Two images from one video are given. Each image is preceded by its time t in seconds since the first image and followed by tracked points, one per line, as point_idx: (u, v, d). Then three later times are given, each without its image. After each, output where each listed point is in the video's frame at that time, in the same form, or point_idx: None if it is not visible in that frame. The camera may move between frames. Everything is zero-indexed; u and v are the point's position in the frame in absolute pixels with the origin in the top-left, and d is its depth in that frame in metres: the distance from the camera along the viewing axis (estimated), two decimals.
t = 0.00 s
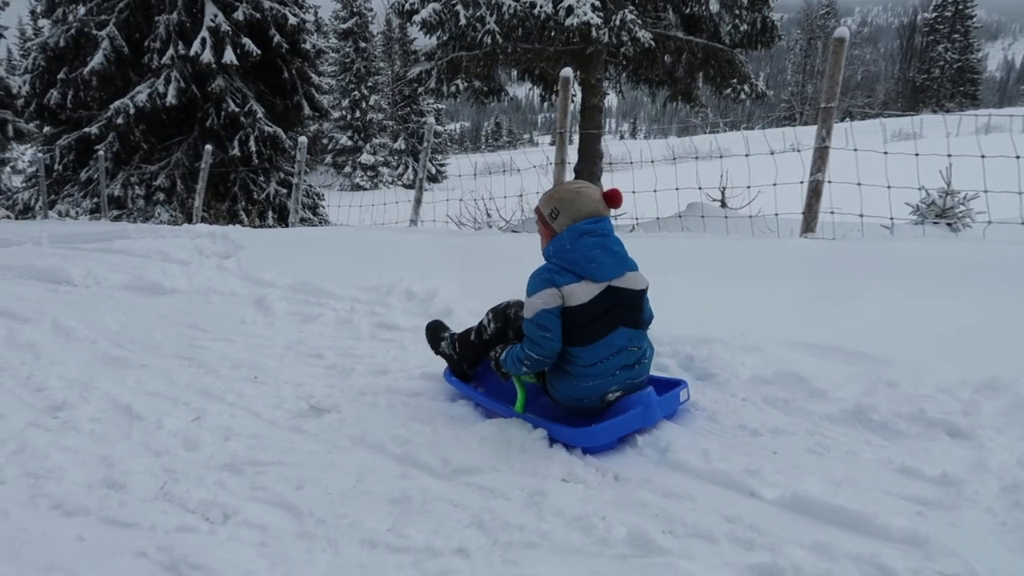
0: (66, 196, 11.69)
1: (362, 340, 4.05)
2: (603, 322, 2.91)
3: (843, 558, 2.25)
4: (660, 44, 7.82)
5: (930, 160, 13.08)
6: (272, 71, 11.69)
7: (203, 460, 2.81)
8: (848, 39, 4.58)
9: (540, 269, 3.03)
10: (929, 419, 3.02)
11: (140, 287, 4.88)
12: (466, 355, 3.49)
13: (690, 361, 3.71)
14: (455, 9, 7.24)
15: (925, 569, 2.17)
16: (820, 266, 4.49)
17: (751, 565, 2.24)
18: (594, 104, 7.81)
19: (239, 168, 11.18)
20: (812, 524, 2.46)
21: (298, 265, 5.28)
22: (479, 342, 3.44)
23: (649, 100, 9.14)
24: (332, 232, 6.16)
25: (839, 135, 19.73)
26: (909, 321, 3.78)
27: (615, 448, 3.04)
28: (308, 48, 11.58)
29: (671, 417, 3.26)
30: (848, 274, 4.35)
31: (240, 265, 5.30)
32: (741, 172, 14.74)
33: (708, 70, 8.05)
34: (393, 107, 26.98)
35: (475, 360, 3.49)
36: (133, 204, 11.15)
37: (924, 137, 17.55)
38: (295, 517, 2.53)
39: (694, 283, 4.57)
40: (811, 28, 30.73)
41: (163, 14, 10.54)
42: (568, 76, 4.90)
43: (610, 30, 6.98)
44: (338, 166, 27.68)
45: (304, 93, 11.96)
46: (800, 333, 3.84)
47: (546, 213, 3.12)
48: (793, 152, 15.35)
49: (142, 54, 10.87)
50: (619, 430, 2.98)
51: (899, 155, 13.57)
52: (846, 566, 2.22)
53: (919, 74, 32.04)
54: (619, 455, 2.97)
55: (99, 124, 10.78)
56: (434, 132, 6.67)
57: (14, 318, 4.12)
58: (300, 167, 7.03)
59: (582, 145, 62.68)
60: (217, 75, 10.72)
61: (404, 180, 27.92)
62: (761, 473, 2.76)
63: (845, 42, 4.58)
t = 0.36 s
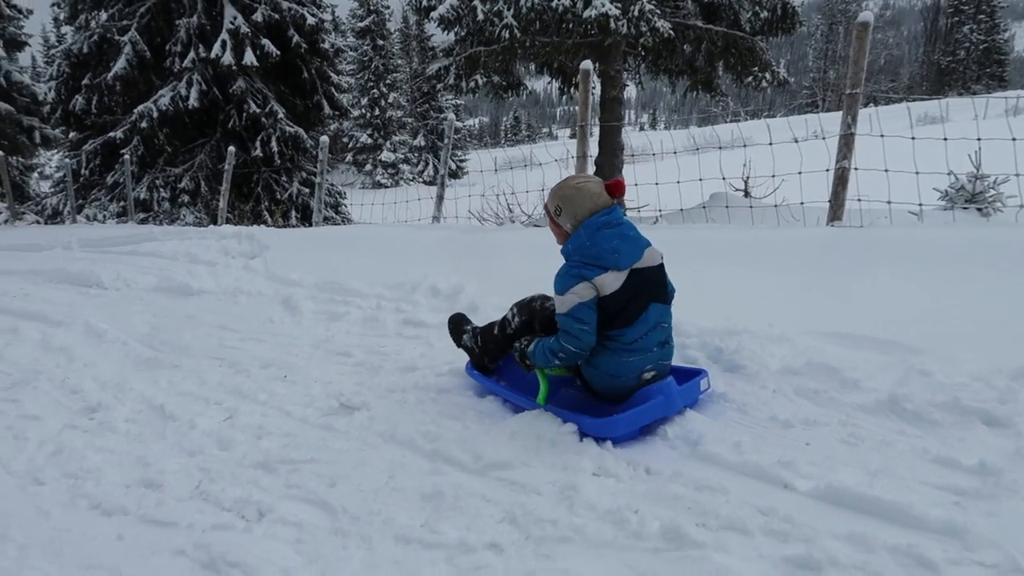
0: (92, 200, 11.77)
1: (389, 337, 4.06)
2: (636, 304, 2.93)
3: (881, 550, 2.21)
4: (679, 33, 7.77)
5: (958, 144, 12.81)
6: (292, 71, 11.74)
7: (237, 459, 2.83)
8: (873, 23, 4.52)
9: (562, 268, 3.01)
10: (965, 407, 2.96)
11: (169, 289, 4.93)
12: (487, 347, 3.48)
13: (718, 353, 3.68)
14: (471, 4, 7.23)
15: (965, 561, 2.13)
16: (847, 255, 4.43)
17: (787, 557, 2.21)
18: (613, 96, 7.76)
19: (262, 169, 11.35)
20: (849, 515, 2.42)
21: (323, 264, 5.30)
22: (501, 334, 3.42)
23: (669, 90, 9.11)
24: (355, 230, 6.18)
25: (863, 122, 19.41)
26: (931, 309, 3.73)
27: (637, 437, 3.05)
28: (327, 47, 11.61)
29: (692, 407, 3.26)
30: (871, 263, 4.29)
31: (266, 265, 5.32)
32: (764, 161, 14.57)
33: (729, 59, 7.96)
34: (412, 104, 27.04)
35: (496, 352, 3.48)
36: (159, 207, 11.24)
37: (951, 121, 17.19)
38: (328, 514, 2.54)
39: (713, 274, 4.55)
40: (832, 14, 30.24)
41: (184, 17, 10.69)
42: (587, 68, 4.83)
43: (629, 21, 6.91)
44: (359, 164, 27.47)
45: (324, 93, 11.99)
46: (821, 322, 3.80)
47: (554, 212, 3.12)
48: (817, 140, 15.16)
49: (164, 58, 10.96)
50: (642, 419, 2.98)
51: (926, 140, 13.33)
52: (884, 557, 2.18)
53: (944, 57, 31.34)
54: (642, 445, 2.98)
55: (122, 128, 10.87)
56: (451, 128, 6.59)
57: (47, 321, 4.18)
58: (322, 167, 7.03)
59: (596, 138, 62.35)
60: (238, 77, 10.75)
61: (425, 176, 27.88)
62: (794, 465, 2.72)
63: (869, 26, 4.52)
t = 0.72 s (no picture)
0: (124, 199, 11.93)
1: (416, 334, 4.07)
2: (663, 308, 2.89)
3: (916, 548, 2.17)
4: (705, 26, 7.62)
5: (994, 135, 12.49)
6: (317, 70, 11.81)
7: (268, 455, 2.85)
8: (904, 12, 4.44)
9: (594, 259, 3.00)
10: (1003, 403, 2.89)
11: (200, 287, 5.00)
12: (513, 342, 3.47)
13: (748, 349, 3.63)
14: None
15: (1003, 560, 2.08)
16: (877, 248, 4.36)
17: (820, 555, 2.17)
18: (639, 89, 7.69)
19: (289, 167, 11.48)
20: (884, 513, 2.37)
21: (350, 261, 5.33)
22: (527, 330, 3.42)
23: (695, 83, 9.08)
24: (382, 227, 6.20)
25: (894, 113, 19.02)
26: (963, 302, 3.66)
27: (665, 434, 3.02)
28: (352, 45, 11.64)
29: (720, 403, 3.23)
30: (895, 256, 4.23)
31: (294, 262, 5.36)
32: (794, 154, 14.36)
33: (755, 51, 7.86)
34: (437, 100, 27.11)
35: (521, 348, 3.46)
36: (188, 205, 11.32)
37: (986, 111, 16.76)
38: (358, 510, 2.55)
39: (736, 268, 4.53)
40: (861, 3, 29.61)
41: (211, 18, 10.82)
42: (613, 62, 4.74)
43: (654, 14, 6.78)
44: (384, 162, 27.68)
45: (349, 90, 12.08)
46: (848, 315, 3.76)
47: (595, 202, 3.10)
48: (847, 132, 14.90)
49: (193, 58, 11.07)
50: (670, 416, 2.96)
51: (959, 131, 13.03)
52: (920, 556, 2.14)
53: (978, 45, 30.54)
54: (671, 442, 2.95)
55: (153, 128, 11.01)
56: (477, 124, 6.58)
57: (83, 319, 4.26)
58: (348, 164, 7.04)
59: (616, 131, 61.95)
60: (264, 75, 10.85)
61: (450, 173, 27.91)
62: (827, 462, 2.68)
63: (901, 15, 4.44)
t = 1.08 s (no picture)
0: (156, 197, 12.13)
1: (443, 330, 4.07)
2: (700, 306, 2.85)
3: (952, 548, 2.12)
4: (734, 19, 7.53)
5: None
6: (344, 67, 11.89)
7: (297, 450, 2.87)
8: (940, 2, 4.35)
9: (632, 253, 2.94)
10: None
11: (229, 284, 5.06)
12: (540, 338, 3.44)
13: (778, 345, 3.58)
14: None
15: None
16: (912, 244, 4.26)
17: (853, 555, 2.13)
18: (667, 84, 7.60)
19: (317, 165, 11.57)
20: (919, 513, 2.32)
21: (377, 257, 5.35)
22: (554, 325, 3.39)
23: (723, 77, 9.00)
24: (408, 224, 6.23)
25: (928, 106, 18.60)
26: (1001, 296, 3.56)
27: (693, 431, 2.99)
28: (379, 43, 11.69)
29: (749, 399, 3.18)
30: (923, 250, 4.17)
31: (322, 259, 5.40)
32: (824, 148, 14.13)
33: (785, 43, 7.75)
34: (464, 97, 27.17)
35: (548, 343, 3.44)
36: (218, 203, 11.48)
37: None
38: (385, 505, 2.55)
39: (765, 264, 4.46)
40: None
41: (240, 17, 10.90)
42: (641, 56, 4.68)
43: (681, 8, 6.73)
44: (411, 158, 27.87)
45: (376, 87, 12.17)
46: (878, 311, 3.70)
47: (632, 195, 3.04)
48: (879, 125, 14.62)
49: (222, 56, 11.19)
50: (699, 412, 2.93)
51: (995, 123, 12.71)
52: (956, 557, 2.08)
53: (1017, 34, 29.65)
54: (700, 438, 2.92)
55: (184, 127, 11.13)
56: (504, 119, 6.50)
57: (117, 315, 4.34)
58: (376, 161, 7.07)
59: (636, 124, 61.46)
60: (292, 73, 10.93)
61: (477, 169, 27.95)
62: (859, 460, 2.62)
63: (936, 5, 4.35)
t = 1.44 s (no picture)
0: (175, 203, 12.29)
1: (457, 335, 4.09)
2: (705, 314, 2.86)
3: (968, 556, 2.09)
4: (750, 22, 7.42)
5: None
6: (360, 73, 11.98)
7: (311, 454, 2.90)
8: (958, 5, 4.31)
9: (641, 260, 2.93)
10: None
11: (245, 289, 5.12)
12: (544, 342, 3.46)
13: (792, 350, 3.54)
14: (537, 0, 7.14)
15: None
16: (928, 247, 4.21)
17: (866, 562, 2.11)
18: (682, 88, 7.57)
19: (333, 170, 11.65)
20: (935, 520, 2.29)
21: (391, 263, 5.38)
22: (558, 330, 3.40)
23: (739, 81, 8.93)
24: (422, 230, 6.24)
25: (948, 108, 18.35)
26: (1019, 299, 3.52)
27: (695, 432, 3.02)
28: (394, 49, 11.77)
29: (761, 404, 3.16)
30: (928, 252, 4.17)
31: (338, 264, 5.44)
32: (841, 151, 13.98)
33: (801, 47, 7.70)
34: (478, 101, 27.25)
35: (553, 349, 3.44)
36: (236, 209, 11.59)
37: None
38: (398, 509, 2.57)
39: (779, 268, 4.44)
40: None
41: (258, 25, 10.99)
42: (655, 61, 4.64)
43: (696, 12, 6.63)
44: (426, 164, 27.97)
45: (392, 93, 12.20)
46: (891, 315, 3.68)
47: (641, 201, 3.05)
48: (897, 129, 14.46)
49: (239, 64, 11.31)
50: (702, 414, 2.95)
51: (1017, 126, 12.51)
52: (971, 564, 2.05)
53: None
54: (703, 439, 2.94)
55: (201, 134, 11.22)
56: (519, 125, 6.48)
57: (135, 321, 4.41)
58: (391, 167, 7.10)
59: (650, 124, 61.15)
60: (309, 81, 10.98)
61: (491, 174, 27.99)
62: (874, 466, 2.60)
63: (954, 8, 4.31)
